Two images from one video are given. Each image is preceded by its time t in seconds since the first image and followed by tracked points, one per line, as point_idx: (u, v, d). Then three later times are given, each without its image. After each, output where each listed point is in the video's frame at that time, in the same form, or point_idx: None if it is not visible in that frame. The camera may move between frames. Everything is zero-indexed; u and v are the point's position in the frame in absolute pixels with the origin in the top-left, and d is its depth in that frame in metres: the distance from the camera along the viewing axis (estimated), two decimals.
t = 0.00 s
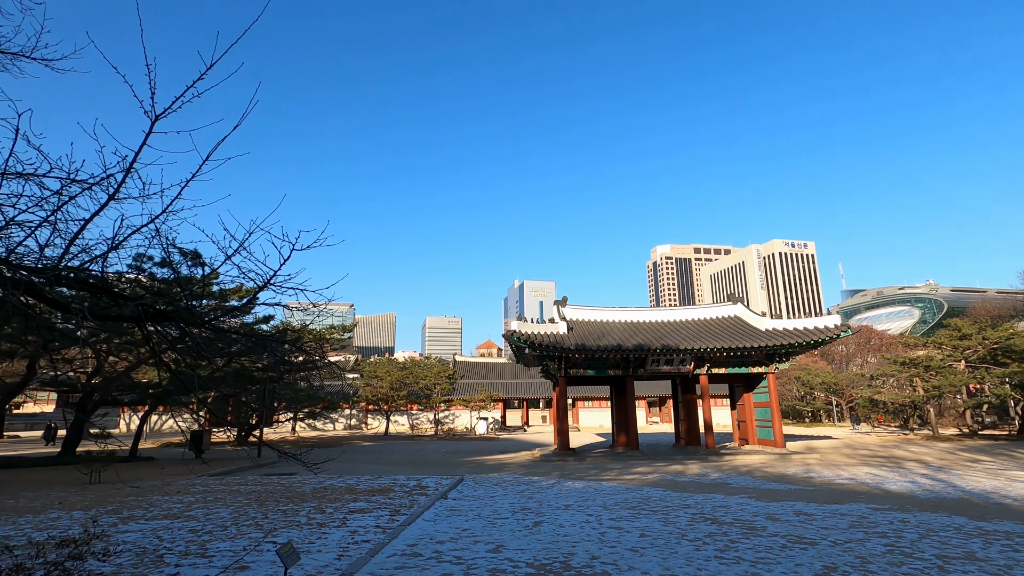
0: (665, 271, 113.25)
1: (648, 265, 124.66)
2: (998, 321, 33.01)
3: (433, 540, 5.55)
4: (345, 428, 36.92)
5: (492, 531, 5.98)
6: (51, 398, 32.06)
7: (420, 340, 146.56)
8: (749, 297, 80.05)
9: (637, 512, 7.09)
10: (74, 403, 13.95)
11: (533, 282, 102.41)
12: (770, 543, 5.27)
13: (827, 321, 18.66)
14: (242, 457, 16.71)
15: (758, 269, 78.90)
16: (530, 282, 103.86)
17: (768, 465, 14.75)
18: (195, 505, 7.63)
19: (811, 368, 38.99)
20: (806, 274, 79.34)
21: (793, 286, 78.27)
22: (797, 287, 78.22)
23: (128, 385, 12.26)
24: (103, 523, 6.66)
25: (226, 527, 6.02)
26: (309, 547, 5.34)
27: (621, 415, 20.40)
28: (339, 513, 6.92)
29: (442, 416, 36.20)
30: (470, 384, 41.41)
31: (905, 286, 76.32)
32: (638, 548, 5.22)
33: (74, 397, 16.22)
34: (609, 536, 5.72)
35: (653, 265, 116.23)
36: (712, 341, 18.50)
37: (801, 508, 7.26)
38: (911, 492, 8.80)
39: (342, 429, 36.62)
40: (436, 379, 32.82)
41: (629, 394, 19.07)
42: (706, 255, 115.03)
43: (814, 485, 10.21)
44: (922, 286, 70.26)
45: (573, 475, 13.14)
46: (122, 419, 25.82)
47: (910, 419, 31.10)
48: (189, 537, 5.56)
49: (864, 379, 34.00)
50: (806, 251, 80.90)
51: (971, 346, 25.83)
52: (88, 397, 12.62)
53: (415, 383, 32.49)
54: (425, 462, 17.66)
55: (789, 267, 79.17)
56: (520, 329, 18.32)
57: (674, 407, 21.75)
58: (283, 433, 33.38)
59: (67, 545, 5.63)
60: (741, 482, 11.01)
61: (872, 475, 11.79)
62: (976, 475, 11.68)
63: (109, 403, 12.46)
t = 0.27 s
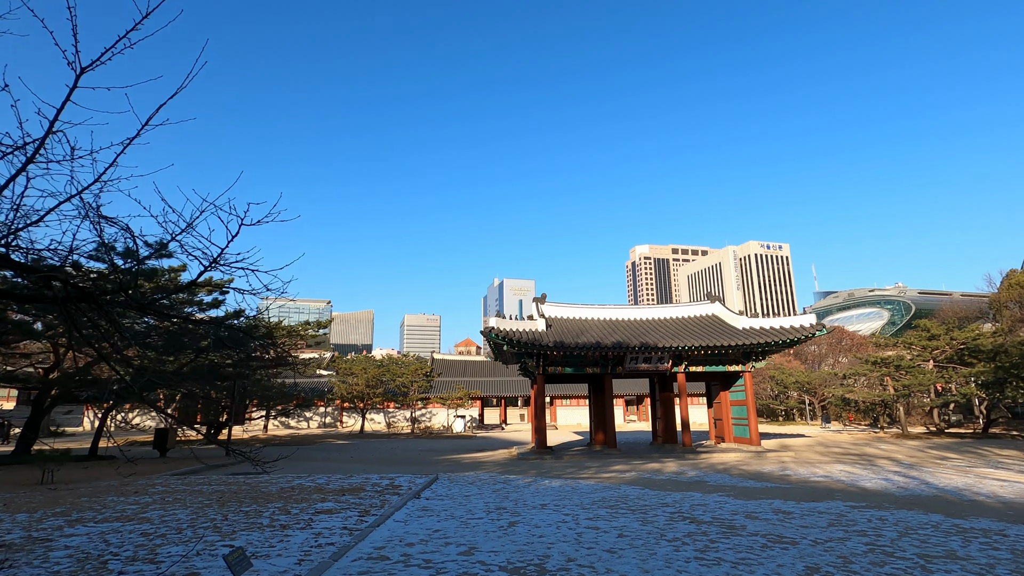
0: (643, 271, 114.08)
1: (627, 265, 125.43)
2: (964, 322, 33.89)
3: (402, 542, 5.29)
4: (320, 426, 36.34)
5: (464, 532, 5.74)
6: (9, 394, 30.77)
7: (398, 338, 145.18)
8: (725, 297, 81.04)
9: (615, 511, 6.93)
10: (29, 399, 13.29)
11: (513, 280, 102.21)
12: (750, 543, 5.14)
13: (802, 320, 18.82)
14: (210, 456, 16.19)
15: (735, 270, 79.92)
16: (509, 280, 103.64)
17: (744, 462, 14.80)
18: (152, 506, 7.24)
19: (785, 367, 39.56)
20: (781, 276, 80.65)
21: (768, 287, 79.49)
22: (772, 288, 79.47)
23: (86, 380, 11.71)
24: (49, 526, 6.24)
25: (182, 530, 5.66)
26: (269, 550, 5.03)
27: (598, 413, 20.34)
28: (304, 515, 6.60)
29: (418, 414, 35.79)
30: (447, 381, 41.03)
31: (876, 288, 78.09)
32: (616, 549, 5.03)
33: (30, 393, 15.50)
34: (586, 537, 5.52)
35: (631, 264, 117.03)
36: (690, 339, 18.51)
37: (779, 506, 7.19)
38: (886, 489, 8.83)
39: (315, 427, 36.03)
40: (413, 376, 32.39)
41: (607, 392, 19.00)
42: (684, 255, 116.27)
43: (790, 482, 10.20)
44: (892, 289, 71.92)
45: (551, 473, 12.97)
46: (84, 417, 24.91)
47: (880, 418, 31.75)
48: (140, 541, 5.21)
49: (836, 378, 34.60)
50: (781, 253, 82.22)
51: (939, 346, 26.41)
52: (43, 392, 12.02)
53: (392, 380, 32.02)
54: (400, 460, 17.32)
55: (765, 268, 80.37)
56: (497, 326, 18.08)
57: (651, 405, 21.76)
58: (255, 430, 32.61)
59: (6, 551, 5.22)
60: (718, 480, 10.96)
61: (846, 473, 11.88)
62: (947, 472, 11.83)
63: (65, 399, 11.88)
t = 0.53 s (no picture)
0: (620, 271, 114.90)
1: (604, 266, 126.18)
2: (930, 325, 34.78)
3: (367, 552, 4.98)
4: (291, 426, 35.54)
5: (433, 540, 5.45)
6: None
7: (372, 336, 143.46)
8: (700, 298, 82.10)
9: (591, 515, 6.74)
10: None
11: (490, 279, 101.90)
12: (730, 549, 4.99)
13: (777, 321, 18.98)
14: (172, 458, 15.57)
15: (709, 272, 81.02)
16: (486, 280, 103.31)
17: (719, 463, 14.82)
18: (99, 513, 6.78)
19: (757, 368, 40.14)
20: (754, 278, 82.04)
21: (742, 289, 80.78)
22: (745, 290, 80.79)
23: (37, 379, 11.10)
24: None
25: (128, 540, 5.25)
26: (222, 562, 4.68)
27: (574, 413, 20.23)
28: (263, 522, 6.24)
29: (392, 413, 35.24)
30: (422, 380, 40.53)
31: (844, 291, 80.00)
32: (592, 558, 4.82)
33: None
34: (561, 544, 5.29)
35: (608, 265, 117.77)
36: (667, 339, 18.50)
37: (757, 509, 7.10)
38: (859, 490, 8.84)
39: (286, 427, 35.23)
40: (388, 375, 31.87)
41: (583, 392, 18.88)
42: (660, 257, 117.48)
43: (765, 483, 10.17)
44: (860, 292, 73.78)
45: (526, 475, 12.75)
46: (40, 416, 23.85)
47: (848, 418, 32.41)
48: (79, 553, 4.81)
49: (806, 379, 35.21)
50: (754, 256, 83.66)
51: (906, 348, 27.02)
52: None
53: (365, 379, 31.45)
54: (372, 461, 16.91)
55: (738, 270, 81.65)
56: (474, 325, 17.80)
57: (627, 405, 21.75)
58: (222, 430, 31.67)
59: None
60: (693, 481, 10.88)
61: (819, 473, 11.94)
62: (916, 473, 11.97)
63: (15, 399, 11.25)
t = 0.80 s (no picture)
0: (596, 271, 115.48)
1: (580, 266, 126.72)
2: (896, 326, 35.64)
3: (326, 558, 4.66)
4: (259, 424, 34.67)
5: (399, 544, 5.15)
6: None
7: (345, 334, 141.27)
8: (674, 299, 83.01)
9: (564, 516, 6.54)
10: None
11: (467, 277, 101.33)
12: (707, 551, 4.82)
13: (750, 320, 19.12)
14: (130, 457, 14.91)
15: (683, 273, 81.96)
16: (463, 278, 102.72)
17: (692, 461, 14.81)
18: (38, 517, 6.29)
19: (729, 368, 40.67)
20: (727, 280, 83.31)
21: (715, 290, 81.94)
22: (718, 292, 81.97)
23: None
24: None
25: (64, 547, 4.84)
26: (165, 570, 4.33)
27: (549, 411, 20.08)
28: (218, 525, 5.88)
29: (365, 411, 34.63)
30: (396, 378, 39.96)
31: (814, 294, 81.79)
32: (565, 561, 4.61)
33: None
34: (533, 547, 5.06)
35: (585, 265, 118.30)
36: (642, 338, 18.48)
37: (732, 508, 6.98)
38: (832, 488, 8.83)
39: (255, 425, 34.36)
40: (361, 373, 31.27)
41: (558, 391, 18.73)
42: (636, 258, 118.52)
43: (739, 482, 10.12)
44: (828, 295, 75.51)
45: (499, 474, 12.52)
46: None
47: (817, 417, 33.04)
48: (5, 562, 4.39)
49: (777, 379, 35.79)
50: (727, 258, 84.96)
51: (874, 348, 27.60)
52: None
53: (337, 377, 30.83)
54: (342, 460, 16.48)
55: (712, 272, 82.81)
56: (448, 322, 17.49)
57: (602, 404, 21.68)
58: (187, 429, 30.68)
59: None
60: (668, 479, 10.78)
61: (791, 471, 11.99)
62: (885, 471, 12.10)
63: None
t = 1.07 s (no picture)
0: (571, 271, 116.00)
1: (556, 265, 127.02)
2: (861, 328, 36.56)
3: (280, 570, 4.34)
4: (224, 423, 33.70)
5: (361, 554, 4.86)
6: None
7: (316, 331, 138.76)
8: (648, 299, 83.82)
9: (536, 520, 6.34)
10: None
11: (441, 276, 100.60)
12: (683, 557, 4.68)
13: (723, 321, 19.25)
14: (81, 458, 14.16)
15: (657, 273, 82.92)
16: (438, 276, 101.92)
17: (665, 461, 14.79)
18: None
19: (701, 368, 41.19)
20: (699, 281, 84.54)
21: (687, 291, 83.06)
22: (691, 293, 83.12)
23: None
24: None
25: None
26: None
27: (523, 410, 19.93)
28: (166, 534, 5.50)
29: (335, 411, 33.91)
30: (367, 377, 39.27)
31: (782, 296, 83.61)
32: (536, 570, 4.39)
33: None
34: (502, 555, 4.83)
35: (560, 265, 118.64)
36: (616, 337, 18.43)
37: (706, 510, 6.89)
38: (804, 489, 8.84)
39: (220, 425, 33.40)
40: (331, 371, 30.56)
41: (532, 390, 18.57)
42: (610, 258, 119.40)
43: (712, 482, 10.09)
44: (796, 297, 77.25)
45: (471, 475, 12.26)
46: None
47: (785, 416, 33.69)
48: None
49: (747, 379, 36.37)
50: (699, 259, 86.21)
51: (840, 349, 28.21)
52: None
53: (307, 375, 30.09)
54: (309, 461, 16.00)
55: (685, 273, 83.90)
56: (421, 319, 17.14)
57: (575, 404, 21.59)
58: (147, 429, 29.58)
59: None
60: (641, 480, 10.69)
61: (762, 471, 12.04)
62: (853, 470, 12.26)
63: None
